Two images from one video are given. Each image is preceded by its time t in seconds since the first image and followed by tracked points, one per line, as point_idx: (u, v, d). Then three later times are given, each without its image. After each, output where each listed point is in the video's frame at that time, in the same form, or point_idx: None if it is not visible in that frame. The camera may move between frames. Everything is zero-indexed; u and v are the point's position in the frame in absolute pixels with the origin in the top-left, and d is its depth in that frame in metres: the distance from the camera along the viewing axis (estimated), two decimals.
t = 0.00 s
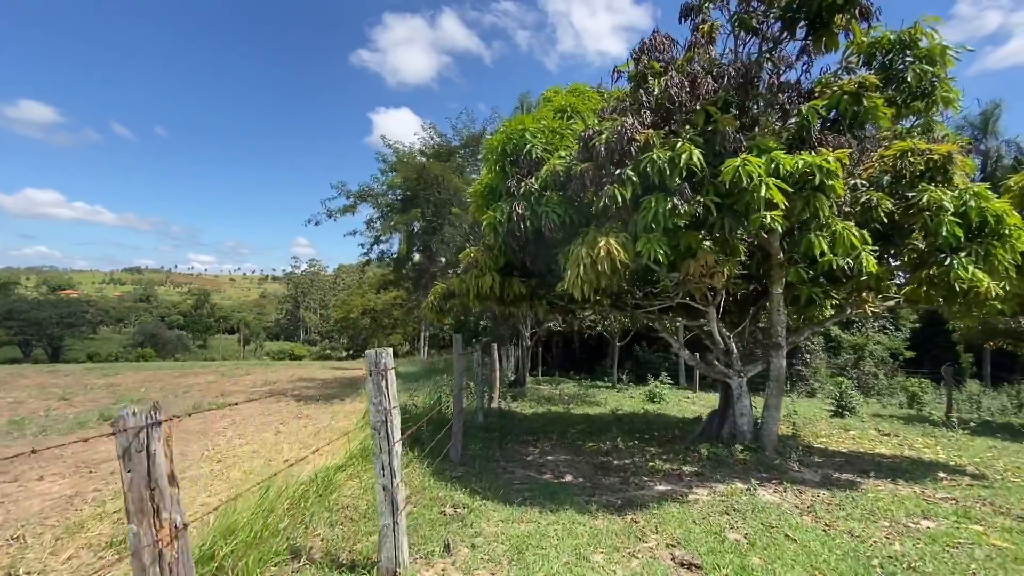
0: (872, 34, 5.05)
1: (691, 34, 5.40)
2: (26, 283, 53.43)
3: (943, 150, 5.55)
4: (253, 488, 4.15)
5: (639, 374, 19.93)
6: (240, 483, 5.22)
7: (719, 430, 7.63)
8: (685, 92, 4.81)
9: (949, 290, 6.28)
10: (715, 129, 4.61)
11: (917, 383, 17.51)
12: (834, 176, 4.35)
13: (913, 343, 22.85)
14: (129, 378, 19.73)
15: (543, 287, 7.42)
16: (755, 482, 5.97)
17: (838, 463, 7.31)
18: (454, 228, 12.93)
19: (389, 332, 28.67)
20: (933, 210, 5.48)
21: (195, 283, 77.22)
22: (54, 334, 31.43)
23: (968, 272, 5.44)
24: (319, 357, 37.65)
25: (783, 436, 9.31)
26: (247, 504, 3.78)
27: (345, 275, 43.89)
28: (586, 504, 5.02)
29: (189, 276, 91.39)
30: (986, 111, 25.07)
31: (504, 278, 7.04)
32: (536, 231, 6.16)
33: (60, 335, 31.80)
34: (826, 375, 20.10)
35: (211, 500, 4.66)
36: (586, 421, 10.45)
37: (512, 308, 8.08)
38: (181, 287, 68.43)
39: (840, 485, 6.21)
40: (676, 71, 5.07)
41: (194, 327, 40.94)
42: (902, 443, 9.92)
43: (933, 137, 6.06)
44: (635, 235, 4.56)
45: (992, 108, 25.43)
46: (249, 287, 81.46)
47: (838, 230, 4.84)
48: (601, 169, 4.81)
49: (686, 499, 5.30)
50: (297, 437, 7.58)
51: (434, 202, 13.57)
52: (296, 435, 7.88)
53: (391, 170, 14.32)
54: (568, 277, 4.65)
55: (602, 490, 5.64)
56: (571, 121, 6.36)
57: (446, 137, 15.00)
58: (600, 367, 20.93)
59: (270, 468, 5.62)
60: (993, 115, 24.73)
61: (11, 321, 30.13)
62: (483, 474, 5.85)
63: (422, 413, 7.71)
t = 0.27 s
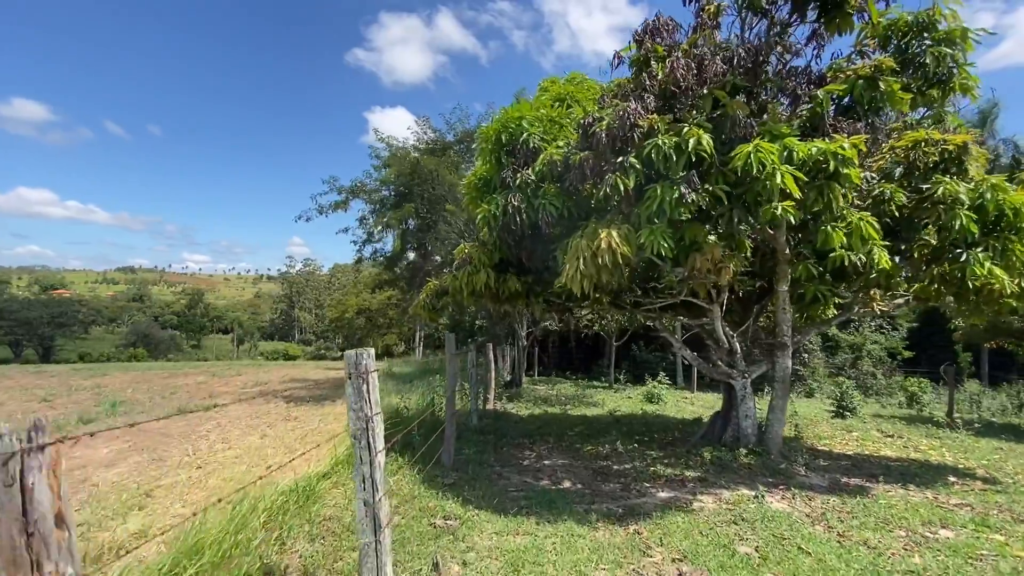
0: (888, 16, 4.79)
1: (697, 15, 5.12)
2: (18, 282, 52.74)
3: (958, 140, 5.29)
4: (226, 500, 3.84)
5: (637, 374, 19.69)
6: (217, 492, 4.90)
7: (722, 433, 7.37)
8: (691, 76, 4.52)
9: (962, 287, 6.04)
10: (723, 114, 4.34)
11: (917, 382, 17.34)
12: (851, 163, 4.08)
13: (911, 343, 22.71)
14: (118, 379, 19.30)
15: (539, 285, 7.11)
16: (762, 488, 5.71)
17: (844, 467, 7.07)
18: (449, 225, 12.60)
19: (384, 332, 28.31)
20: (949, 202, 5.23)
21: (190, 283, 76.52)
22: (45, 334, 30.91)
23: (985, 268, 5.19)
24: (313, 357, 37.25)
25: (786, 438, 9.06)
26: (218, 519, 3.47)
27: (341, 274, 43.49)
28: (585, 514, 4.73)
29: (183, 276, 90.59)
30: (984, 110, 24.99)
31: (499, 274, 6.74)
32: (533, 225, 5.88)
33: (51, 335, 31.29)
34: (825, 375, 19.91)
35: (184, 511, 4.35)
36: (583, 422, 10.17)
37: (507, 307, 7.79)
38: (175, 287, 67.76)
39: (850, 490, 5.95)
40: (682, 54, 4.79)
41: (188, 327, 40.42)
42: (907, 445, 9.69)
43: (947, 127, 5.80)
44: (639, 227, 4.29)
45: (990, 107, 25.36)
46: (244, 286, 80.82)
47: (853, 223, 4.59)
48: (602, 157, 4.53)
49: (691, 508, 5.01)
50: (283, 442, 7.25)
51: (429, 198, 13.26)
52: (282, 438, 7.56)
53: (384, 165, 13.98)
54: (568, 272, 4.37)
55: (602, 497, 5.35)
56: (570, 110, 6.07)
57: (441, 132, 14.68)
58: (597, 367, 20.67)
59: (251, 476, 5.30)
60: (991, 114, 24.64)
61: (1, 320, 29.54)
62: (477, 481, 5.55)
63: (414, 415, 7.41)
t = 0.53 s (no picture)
0: None
1: None
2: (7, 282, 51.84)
3: (975, 131, 5.05)
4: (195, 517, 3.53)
5: (633, 374, 19.44)
6: (191, 505, 4.58)
7: (725, 438, 7.11)
8: (699, 60, 4.25)
9: (975, 285, 5.80)
10: (732, 101, 4.08)
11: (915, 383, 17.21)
12: (868, 151, 3.81)
13: (907, 343, 22.65)
14: (104, 380, 18.83)
15: (535, 283, 6.81)
16: (769, 497, 5.44)
17: (851, 473, 6.83)
18: (442, 222, 12.29)
19: (379, 332, 27.95)
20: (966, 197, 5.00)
21: (182, 282, 75.70)
22: (34, 335, 30.30)
23: (1003, 265, 4.97)
24: (307, 357, 36.82)
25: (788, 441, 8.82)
26: (183, 540, 3.16)
27: (335, 274, 43.04)
28: (584, 527, 4.45)
29: (176, 275, 89.59)
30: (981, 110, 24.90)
31: (493, 273, 6.44)
32: (529, 221, 5.59)
33: (40, 335, 30.68)
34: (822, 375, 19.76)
35: (152, 529, 4.02)
36: (580, 425, 9.88)
37: (501, 306, 7.48)
38: (168, 287, 66.92)
39: (860, 498, 5.70)
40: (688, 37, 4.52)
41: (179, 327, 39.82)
42: (911, 448, 9.49)
43: (962, 119, 5.56)
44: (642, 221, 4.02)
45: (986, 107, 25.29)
46: (238, 286, 80.09)
47: (867, 217, 4.32)
48: (603, 147, 4.26)
49: (696, 519, 4.75)
50: (267, 448, 6.92)
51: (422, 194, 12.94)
52: (267, 444, 7.23)
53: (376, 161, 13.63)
54: (567, 271, 4.10)
55: (602, 508, 5.07)
56: (568, 99, 5.79)
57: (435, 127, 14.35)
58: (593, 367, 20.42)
59: (229, 488, 4.97)
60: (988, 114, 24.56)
61: None
62: (471, 491, 5.26)
63: (404, 420, 7.10)
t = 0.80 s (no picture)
0: None
1: None
2: None
3: (991, 117, 4.82)
4: (156, 532, 3.21)
5: (629, 374, 19.19)
6: (159, 515, 4.25)
7: (727, 439, 6.85)
8: (706, 36, 3.96)
9: (988, 280, 5.57)
10: (742, 78, 3.80)
11: (912, 381, 17.09)
12: (887, 130, 3.52)
13: (902, 341, 22.57)
14: (88, 380, 18.33)
15: (528, 279, 6.43)
16: (775, 502, 5.19)
17: (857, 475, 6.59)
18: (434, 217, 11.97)
19: (372, 331, 27.57)
20: (983, 185, 4.75)
21: (174, 282, 74.87)
22: (20, 334, 29.66)
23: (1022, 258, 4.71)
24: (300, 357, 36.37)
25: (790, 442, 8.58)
26: (139, 559, 2.85)
27: (328, 273, 42.58)
28: (583, 536, 4.16)
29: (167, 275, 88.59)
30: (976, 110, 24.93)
31: (486, 267, 6.15)
32: (523, 211, 5.32)
33: (27, 335, 30.04)
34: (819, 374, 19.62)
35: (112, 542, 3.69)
36: (576, 426, 9.60)
37: (494, 303, 7.18)
38: (159, 286, 66.07)
39: (870, 503, 5.45)
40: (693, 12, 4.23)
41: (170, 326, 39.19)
42: (913, 448, 9.29)
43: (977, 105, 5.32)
44: (645, 208, 3.71)
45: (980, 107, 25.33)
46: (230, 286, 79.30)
47: (884, 203, 4.04)
48: (602, 128, 3.97)
49: (701, 527, 4.47)
50: (247, 451, 6.58)
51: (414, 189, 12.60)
52: (248, 447, 6.88)
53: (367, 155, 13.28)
54: (566, 264, 3.79)
55: (601, 515, 4.78)
56: (565, 82, 5.49)
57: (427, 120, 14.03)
58: (589, 366, 20.16)
59: (201, 496, 4.64)
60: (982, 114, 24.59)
61: None
62: (461, 497, 4.96)
63: (393, 421, 6.79)
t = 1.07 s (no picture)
0: None
1: None
2: None
3: (1013, 104, 4.54)
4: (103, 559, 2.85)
5: (625, 374, 18.91)
6: (117, 533, 3.88)
7: (730, 444, 6.55)
8: (715, 10, 3.65)
9: (1005, 277, 5.29)
10: (755, 53, 3.49)
11: (910, 381, 16.93)
12: (914, 112, 3.24)
13: (898, 341, 22.46)
14: (72, 381, 17.80)
15: (522, 275, 6.04)
16: (784, 513, 4.89)
17: (865, 481, 6.31)
18: (426, 213, 11.60)
19: (365, 331, 27.14)
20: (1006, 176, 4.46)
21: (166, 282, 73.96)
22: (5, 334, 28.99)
23: None
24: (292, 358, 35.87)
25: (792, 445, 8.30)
26: None
27: (321, 272, 42.08)
28: (580, 553, 3.83)
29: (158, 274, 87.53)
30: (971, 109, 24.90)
31: (477, 263, 5.78)
32: (516, 203, 4.99)
33: (12, 335, 29.37)
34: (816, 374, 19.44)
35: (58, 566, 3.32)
36: (572, 429, 9.27)
37: (486, 302, 6.83)
38: (150, 285, 65.19)
39: (882, 512, 5.17)
40: None
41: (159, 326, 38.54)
42: (916, 450, 9.05)
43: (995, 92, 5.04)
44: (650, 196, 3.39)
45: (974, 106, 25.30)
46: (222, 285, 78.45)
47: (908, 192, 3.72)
48: (603, 111, 3.66)
49: (707, 542, 4.16)
50: (224, 459, 6.20)
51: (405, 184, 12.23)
52: (225, 454, 6.50)
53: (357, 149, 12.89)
54: (563, 258, 3.46)
55: (601, 528, 4.46)
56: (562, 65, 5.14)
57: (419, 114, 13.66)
58: (584, 366, 19.87)
59: (167, 511, 4.27)
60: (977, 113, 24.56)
61: None
62: (450, 510, 4.63)
63: (379, 427, 6.43)
